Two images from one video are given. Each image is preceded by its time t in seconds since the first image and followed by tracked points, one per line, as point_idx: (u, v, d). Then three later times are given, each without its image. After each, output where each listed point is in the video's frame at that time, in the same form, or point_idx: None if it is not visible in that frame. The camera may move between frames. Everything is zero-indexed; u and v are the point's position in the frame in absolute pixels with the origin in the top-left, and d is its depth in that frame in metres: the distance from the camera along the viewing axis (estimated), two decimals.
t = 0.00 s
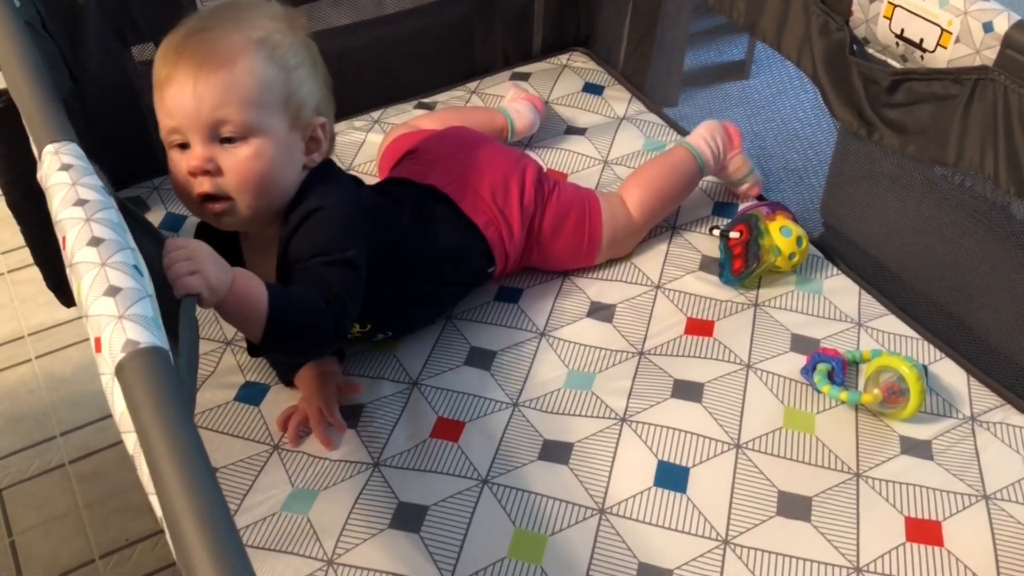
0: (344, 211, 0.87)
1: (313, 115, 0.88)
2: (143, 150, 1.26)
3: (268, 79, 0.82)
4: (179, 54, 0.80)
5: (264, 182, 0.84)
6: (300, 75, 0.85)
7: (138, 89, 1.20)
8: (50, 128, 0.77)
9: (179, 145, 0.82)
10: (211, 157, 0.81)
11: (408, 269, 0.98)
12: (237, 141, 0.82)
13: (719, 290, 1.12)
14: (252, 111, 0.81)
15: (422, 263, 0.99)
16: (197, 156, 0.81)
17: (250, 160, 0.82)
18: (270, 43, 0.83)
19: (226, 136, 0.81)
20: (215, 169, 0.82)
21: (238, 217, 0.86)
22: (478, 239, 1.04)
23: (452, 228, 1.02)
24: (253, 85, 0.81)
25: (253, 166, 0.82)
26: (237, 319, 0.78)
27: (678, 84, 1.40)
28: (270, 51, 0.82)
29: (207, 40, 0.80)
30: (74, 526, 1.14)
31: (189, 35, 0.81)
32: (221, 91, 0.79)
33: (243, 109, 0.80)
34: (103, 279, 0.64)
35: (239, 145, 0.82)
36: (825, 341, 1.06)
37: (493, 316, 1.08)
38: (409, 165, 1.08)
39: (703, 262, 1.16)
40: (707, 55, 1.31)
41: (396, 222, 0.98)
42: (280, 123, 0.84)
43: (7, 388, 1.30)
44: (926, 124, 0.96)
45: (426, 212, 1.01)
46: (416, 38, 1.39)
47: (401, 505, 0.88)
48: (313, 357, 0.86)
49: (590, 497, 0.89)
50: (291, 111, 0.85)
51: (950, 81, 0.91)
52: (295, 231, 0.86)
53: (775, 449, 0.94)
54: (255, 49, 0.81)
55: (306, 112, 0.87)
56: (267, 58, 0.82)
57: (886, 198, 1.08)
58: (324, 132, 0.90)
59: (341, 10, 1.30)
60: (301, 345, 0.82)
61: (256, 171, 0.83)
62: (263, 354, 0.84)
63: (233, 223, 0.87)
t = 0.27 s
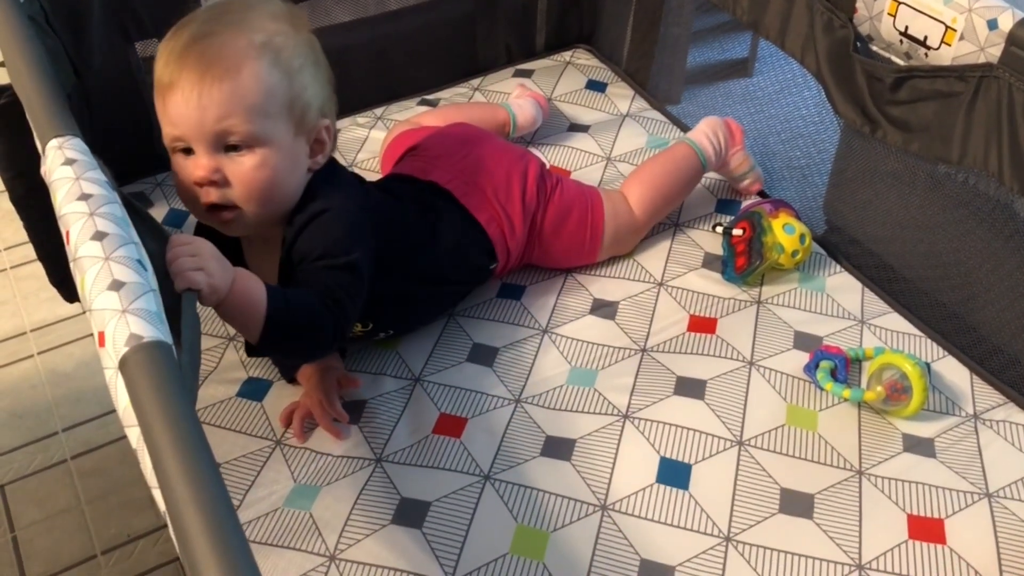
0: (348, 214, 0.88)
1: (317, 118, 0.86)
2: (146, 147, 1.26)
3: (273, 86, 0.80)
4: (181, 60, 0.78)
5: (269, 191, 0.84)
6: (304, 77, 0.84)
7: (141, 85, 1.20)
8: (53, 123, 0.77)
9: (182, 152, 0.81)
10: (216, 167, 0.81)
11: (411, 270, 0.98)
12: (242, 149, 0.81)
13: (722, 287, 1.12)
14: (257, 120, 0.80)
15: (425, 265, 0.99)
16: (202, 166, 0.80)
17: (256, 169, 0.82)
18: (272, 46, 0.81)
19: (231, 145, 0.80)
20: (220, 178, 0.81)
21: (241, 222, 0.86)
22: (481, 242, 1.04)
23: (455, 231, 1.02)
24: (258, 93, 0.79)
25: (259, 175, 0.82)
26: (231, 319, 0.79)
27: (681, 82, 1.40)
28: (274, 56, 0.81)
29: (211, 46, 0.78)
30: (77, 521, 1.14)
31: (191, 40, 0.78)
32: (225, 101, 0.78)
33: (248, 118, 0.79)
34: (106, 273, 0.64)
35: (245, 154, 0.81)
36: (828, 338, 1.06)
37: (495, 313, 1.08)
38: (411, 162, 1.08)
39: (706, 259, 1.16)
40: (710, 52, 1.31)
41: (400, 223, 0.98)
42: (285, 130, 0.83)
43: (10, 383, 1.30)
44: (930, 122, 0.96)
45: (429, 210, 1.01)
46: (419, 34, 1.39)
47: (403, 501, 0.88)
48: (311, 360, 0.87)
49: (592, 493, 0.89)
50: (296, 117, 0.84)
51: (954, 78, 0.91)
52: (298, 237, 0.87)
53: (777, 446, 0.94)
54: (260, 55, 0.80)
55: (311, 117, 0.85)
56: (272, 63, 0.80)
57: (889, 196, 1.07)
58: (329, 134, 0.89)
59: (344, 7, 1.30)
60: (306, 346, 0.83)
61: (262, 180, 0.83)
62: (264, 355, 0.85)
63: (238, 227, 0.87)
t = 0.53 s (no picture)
0: (353, 214, 0.88)
1: (327, 122, 0.86)
2: (147, 146, 1.26)
3: (285, 88, 0.80)
4: (194, 56, 0.78)
5: (274, 191, 0.83)
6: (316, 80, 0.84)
7: (142, 85, 1.20)
8: (53, 123, 0.77)
9: (189, 147, 0.81)
10: (222, 164, 0.80)
11: (409, 271, 0.98)
12: (250, 148, 0.81)
13: (720, 289, 1.12)
14: (267, 121, 0.80)
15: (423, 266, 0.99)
16: (208, 162, 0.80)
17: (262, 169, 0.82)
18: (286, 47, 0.81)
19: (239, 143, 0.80)
20: (226, 176, 0.81)
21: (245, 220, 0.86)
22: (478, 243, 1.04)
23: (455, 232, 1.02)
24: (270, 94, 0.79)
25: (265, 175, 0.82)
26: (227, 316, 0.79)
27: (680, 83, 1.40)
28: (289, 58, 0.81)
29: (226, 44, 0.78)
30: (76, 520, 1.14)
31: (206, 36, 0.78)
32: (237, 100, 0.78)
33: (258, 118, 0.79)
34: (105, 273, 0.64)
35: (252, 153, 0.81)
36: (826, 340, 1.06)
37: (494, 313, 1.08)
38: (413, 160, 1.08)
39: (704, 260, 1.16)
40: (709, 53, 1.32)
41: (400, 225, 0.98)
42: (293, 132, 0.82)
43: (10, 383, 1.30)
44: (928, 123, 0.96)
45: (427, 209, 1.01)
46: (419, 35, 1.39)
47: (400, 501, 0.88)
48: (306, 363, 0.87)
49: (589, 494, 0.89)
50: (306, 119, 0.84)
51: (952, 80, 0.91)
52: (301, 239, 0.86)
53: (775, 448, 0.94)
54: (274, 56, 0.80)
55: (321, 120, 0.86)
56: (285, 65, 0.80)
57: (887, 198, 1.08)
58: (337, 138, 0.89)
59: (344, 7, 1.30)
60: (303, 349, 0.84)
61: (267, 180, 0.82)
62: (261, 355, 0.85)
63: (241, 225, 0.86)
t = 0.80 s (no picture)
0: (337, 215, 0.88)
1: (314, 124, 0.87)
2: (144, 146, 1.26)
3: (275, 87, 0.81)
4: (185, 50, 0.77)
5: (258, 190, 0.83)
6: (306, 81, 0.84)
7: (140, 84, 1.20)
8: (49, 123, 0.77)
9: (174, 142, 0.80)
10: (208, 161, 0.80)
11: (389, 279, 0.98)
12: (235, 146, 0.80)
13: (716, 289, 1.12)
14: (256, 119, 0.80)
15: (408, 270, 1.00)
16: (192, 157, 0.79)
17: (247, 168, 0.81)
18: (278, 47, 0.81)
19: (225, 140, 0.80)
20: (211, 173, 0.80)
21: (225, 220, 0.84)
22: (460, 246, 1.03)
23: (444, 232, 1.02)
24: (259, 92, 0.80)
25: (250, 175, 0.81)
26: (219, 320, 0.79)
27: (677, 84, 1.40)
28: (279, 56, 0.81)
29: (217, 39, 0.78)
30: (73, 520, 1.14)
31: (197, 30, 0.78)
32: (226, 96, 0.78)
33: (246, 116, 0.79)
34: (100, 272, 0.64)
35: (238, 152, 0.81)
36: (821, 340, 1.06)
37: (489, 313, 1.08)
38: (394, 167, 1.08)
39: (700, 261, 1.16)
40: (707, 53, 1.32)
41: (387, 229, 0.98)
42: (281, 131, 0.83)
43: (8, 382, 1.30)
44: (924, 124, 0.96)
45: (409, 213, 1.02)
46: (417, 35, 1.39)
47: (394, 502, 0.88)
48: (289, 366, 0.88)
49: (583, 494, 0.89)
50: (293, 119, 0.84)
51: (948, 81, 0.91)
52: (288, 243, 0.86)
53: (769, 448, 0.94)
54: (264, 54, 0.80)
55: (308, 121, 0.86)
56: (275, 64, 0.81)
57: (883, 198, 1.08)
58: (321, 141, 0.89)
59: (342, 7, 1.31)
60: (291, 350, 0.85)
61: (252, 179, 0.82)
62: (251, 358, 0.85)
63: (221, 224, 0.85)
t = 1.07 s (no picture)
0: (332, 220, 0.89)
1: (310, 130, 0.87)
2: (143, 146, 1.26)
3: (270, 94, 0.81)
4: (180, 55, 0.77)
5: (251, 197, 0.83)
6: (301, 86, 0.84)
7: (139, 84, 1.20)
8: (48, 122, 0.77)
9: (167, 146, 0.80)
10: (201, 168, 0.80)
11: (381, 285, 0.97)
12: (229, 153, 0.81)
13: (715, 290, 1.12)
14: (250, 126, 0.80)
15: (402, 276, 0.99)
16: (185, 163, 0.80)
17: (241, 175, 0.82)
18: (275, 53, 0.81)
19: (218, 147, 0.80)
20: (204, 180, 0.81)
21: (217, 226, 0.85)
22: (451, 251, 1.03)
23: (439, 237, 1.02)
24: (254, 98, 0.80)
25: (243, 182, 0.82)
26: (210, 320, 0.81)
27: (677, 84, 1.40)
28: (274, 62, 0.81)
29: (212, 45, 0.78)
30: (73, 520, 1.14)
31: (192, 35, 0.78)
32: (221, 103, 0.78)
33: (240, 123, 0.79)
34: (100, 272, 0.64)
35: (232, 159, 0.81)
36: (820, 341, 1.06)
37: (488, 314, 1.08)
38: (388, 165, 1.08)
39: (699, 261, 1.16)
40: (707, 53, 1.31)
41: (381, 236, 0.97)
42: (276, 138, 0.83)
43: (8, 381, 1.30)
44: (923, 125, 0.96)
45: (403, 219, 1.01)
46: (416, 35, 1.39)
47: (393, 502, 0.88)
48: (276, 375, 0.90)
49: (582, 495, 0.89)
50: (288, 125, 0.84)
51: (948, 81, 0.91)
52: (283, 250, 0.87)
53: (768, 449, 0.94)
54: (259, 59, 0.80)
55: (304, 127, 0.86)
56: (271, 70, 0.81)
57: (883, 199, 1.08)
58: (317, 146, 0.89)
59: (342, 7, 1.31)
60: (281, 358, 0.86)
61: (244, 186, 0.82)
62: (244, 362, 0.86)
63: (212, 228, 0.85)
